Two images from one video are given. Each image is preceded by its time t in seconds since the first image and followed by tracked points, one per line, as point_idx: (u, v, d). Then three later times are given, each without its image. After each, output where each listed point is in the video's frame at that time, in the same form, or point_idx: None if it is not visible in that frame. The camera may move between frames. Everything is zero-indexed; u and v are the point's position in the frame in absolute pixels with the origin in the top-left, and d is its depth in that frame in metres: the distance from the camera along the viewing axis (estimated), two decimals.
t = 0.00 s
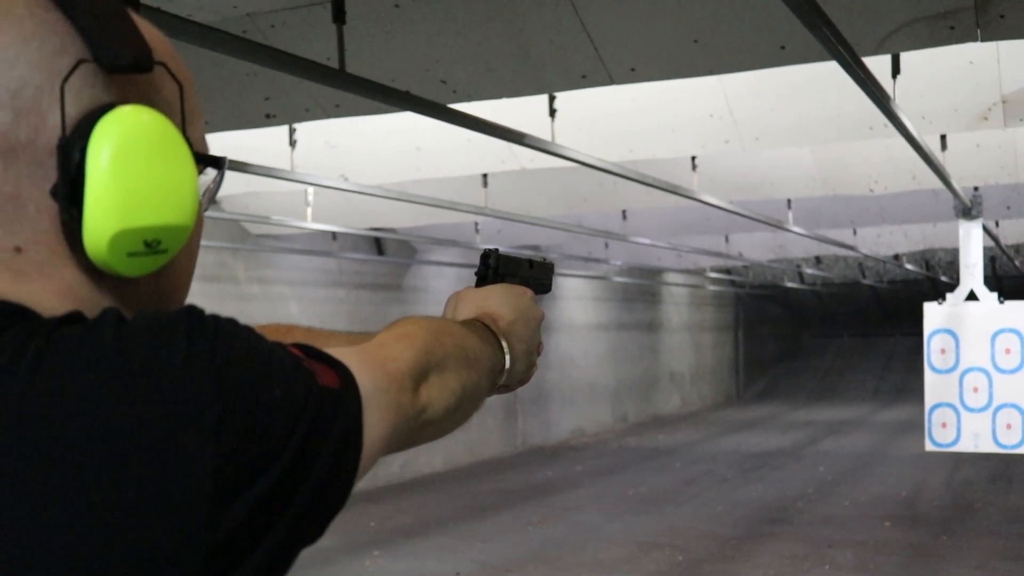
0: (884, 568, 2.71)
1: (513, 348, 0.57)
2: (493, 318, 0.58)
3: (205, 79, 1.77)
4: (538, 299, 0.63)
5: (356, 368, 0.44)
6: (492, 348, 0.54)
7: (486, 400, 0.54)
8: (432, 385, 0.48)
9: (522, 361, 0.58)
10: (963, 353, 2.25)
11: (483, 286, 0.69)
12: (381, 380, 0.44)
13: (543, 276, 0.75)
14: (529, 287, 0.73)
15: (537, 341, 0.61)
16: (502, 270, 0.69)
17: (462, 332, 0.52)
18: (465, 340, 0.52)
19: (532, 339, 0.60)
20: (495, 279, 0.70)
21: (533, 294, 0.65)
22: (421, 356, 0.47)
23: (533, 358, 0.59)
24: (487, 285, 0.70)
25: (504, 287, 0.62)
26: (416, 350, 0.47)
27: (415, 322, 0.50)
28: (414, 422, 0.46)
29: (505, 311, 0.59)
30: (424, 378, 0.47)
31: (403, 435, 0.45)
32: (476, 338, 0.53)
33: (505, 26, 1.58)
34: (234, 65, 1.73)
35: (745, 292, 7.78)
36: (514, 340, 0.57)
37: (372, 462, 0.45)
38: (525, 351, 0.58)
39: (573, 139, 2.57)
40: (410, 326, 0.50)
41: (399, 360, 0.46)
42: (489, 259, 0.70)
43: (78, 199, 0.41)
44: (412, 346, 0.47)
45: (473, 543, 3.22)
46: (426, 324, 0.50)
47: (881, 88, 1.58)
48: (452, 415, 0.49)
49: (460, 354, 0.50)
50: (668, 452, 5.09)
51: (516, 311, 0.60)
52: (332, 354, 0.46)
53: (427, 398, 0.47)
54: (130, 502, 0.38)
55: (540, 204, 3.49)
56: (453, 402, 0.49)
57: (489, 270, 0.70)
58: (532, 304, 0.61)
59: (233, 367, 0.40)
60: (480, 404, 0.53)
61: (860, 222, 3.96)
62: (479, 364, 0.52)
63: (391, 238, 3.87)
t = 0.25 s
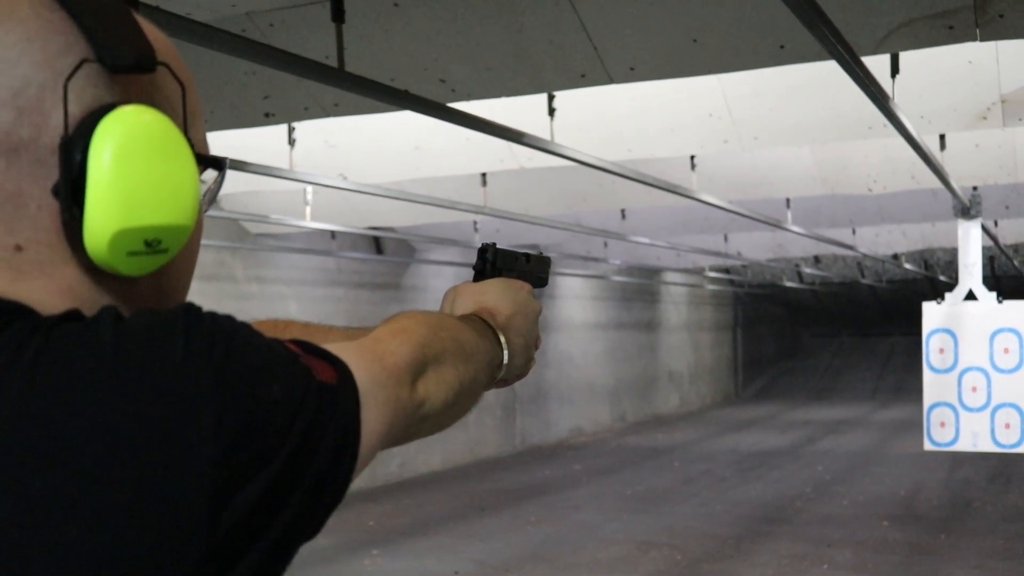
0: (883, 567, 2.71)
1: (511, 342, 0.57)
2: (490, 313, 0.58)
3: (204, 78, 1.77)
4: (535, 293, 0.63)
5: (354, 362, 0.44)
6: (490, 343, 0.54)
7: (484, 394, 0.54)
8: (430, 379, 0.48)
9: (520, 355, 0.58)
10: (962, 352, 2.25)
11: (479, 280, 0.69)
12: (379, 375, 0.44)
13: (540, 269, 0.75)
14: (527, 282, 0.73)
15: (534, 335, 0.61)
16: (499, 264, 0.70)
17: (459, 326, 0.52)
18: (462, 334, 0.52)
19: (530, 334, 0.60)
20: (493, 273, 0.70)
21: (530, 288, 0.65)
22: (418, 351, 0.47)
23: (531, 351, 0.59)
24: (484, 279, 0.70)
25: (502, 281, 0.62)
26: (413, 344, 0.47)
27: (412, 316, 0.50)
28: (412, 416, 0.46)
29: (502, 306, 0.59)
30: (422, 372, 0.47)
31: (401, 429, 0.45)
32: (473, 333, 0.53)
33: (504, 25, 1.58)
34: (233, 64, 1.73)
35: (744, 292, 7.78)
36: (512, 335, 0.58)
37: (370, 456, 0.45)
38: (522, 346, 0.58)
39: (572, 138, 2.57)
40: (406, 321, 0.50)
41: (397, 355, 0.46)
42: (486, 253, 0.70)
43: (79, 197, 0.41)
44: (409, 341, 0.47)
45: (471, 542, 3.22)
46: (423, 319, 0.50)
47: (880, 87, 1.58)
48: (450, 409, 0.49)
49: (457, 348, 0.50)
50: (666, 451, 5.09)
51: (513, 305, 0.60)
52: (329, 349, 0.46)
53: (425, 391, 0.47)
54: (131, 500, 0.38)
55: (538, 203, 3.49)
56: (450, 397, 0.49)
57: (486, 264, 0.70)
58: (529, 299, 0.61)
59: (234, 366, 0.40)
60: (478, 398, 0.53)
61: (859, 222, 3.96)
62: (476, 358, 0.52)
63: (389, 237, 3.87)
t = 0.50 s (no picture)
0: (883, 566, 2.71)
1: (509, 341, 0.57)
2: (489, 312, 0.58)
3: (202, 78, 1.77)
4: (534, 291, 0.62)
5: (349, 362, 0.44)
6: (488, 341, 0.54)
7: (483, 392, 0.54)
8: (426, 378, 0.47)
9: (518, 354, 0.57)
10: (961, 351, 2.25)
11: (478, 278, 0.69)
12: (375, 374, 0.44)
13: (539, 267, 0.75)
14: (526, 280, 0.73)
15: (533, 333, 0.61)
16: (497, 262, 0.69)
17: (456, 325, 0.52)
18: (460, 332, 0.52)
19: (529, 332, 0.60)
20: (491, 271, 0.70)
21: (528, 286, 0.64)
22: (415, 349, 0.47)
23: (529, 350, 0.59)
24: (483, 277, 0.70)
25: (501, 279, 0.62)
26: (411, 342, 0.47)
27: (409, 315, 0.50)
28: (409, 414, 0.46)
29: (501, 303, 0.59)
30: (419, 370, 0.47)
31: (398, 428, 0.45)
32: (471, 332, 0.53)
33: (502, 25, 1.58)
34: (231, 64, 1.72)
35: (743, 291, 7.79)
36: (510, 333, 0.57)
37: (367, 456, 0.44)
38: (521, 344, 0.58)
39: (571, 138, 2.57)
40: (404, 319, 0.50)
41: (394, 353, 0.46)
42: (485, 253, 0.70)
43: (73, 197, 0.41)
44: (406, 339, 0.47)
45: (472, 542, 3.22)
46: (420, 318, 0.50)
47: (879, 86, 1.58)
48: (447, 408, 0.49)
49: (454, 346, 0.50)
50: (666, 450, 5.09)
51: (513, 303, 0.60)
52: (325, 348, 0.45)
53: (422, 390, 0.47)
54: (125, 502, 0.37)
55: (537, 203, 3.49)
56: (448, 395, 0.48)
57: (485, 262, 0.70)
58: (528, 297, 0.61)
59: (228, 366, 0.40)
60: (476, 396, 0.52)
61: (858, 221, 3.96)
62: (475, 357, 0.52)
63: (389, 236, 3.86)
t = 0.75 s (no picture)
0: (882, 567, 2.71)
1: (508, 341, 0.56)
2: (489, 312, 0.58)
3: (202, 77, 1.77)
4: (534, 291, 0.62)
5: (348, 361, 0.44)
6: (488, 341, 0.54)
7: (482, 392, 0.53)
8: (425, 377, 0.47)
9: (518, 354, 0.57)
10: (961, 352, 2.24)
11: (478, 279, 0.69)
12: (373, 373, 0.44)
13: (540, 269, 0.75)
14: (526, 281, 0.72)
15: (534, 334, 0.60)
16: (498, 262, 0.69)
17: (456, 324, 0.52)
18: (459, 332, 0.52)
19: (529, 331, 0.59)
20: (491, 272, 0.70)
21: (528, 286, 0.64)
22: (413, 349, 0.47)
23: (529, 350, 0.59)
24: (483, 277, 0.70)
25: (501, 279, 0.62)
26: (409, 342, 0.47)
27: (408, 315, 0.50)
28: (408, 414, 0.46)
29: (501, 303, 0.59)
30: (418, 370, 0.47)
31: (396, 428, 0.45)
32: (470, 332, 0.53)
33: (503, 24, 1.58)
34: (231, 63, 1.72)
35: (743, 291, 7.79)
36: (510, 333, 0.57)
37: (365, 456, 0.44)
38: (521, 344, 0.58)
39: (571, 138, 2.56)
40: (403, 318, 0.50)
41: (392, 353, 0.46)
42: (485, 253, 0.70)
43: (71, 196, 0.40)
44: (405, 338, 0.47)
45: (471, 542, 3.22)
46: (419, 317, 0.50)
47: (880, 87, 1.58)
48: (446, 407, 0.49)
49: (454, 346, 0.50)
50: (666, 451, 5.09)
51: (513, 303, 0.59)
52: (324, 347, 0.45)
53: (421, 390, 0.47)
54: (122, 500, 0.37)
55: (538, 203, 3.49)
56: (447, 395, 0.48)
57: (485, 263, 0.70)
58: (528, 297, 0.61)
59: (226, 366, 0.40)
60: (476, 396, 0.52)
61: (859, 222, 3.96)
62: (474, 357, 0.52)
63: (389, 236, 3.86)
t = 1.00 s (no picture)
0: (882, 568, 2.71)
1: (510, 341, 0.56)
2: (490, 312, 0.58)
3: (203, 77, 1.77)
4: (535, 291, 0.62)
5: (348, 362, 0.44)
6: (489, 341, 0.54)
7: (484, 393, 0.54)
8: (427, 378, 0.47)
9: (518, 354, 0.57)
10: (961, 353, 2.24)
11: (479, 279, 0.69)
12: (375, 374, 0.44)
13: (541, 270, 0.75)
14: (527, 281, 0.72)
15: (534, 334, 0.60)
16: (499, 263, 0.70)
17: (457, 325, 0.52)
18: (460, 332, 0.52)
19: (530, 331, 0.59)
20: (493, 272, 0.70)
21: (529, 286, 0.64)
22: (415, 350, 0.47)
23: (531, 350, 0.59)
24: (484, 278, 0.70)
25: (502, 279, 0.62)
26: (410, 343, 0.47)
27: (409, 316, 0.50)
28: (409, 415, 0.46)
29: (502, 304, 0.59)
30: (419, 372, 0.47)
31: (398, 428, 0.45)
32: (471, 332, 0.53)
33: (504, 25, 1.58)
34: (232, 63, 1.72)
35: (743, 292, 7.79)
36: (511, 333, 0.57)
37: (367, 457, 0.44)
38: (522, 344, 0.58)
39: (572, 138, 2.57)
40: (404, 319, 0.50)
41: (394, 354, 0.46)
42: (486, 252, 0.70)
43: (73, 195, 0.41)
44: (406, 339, 0.47)
45: (471, 542, 3.22)
46: (421, 318, 0.50)
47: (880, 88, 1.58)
48: (448, 408, 0.49)
49: (455, 346, 0.50)
50: (666, 451, 5.09)
51: (514, 304, 0.59)
52: (325, 348, 0.45)
53: (422, 391, 0.47)
54: (123, 499, 0.37)
55: (538, 203, 3.49)
56: (448, 396, 0.48)
57: (486, 263, 0.70)
58: (529, 297, 0.61)
59: (227, 365, 0.40)
60: (477, 396, 0.52)
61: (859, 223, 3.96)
62: (475, 357, 0.52)
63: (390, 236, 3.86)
